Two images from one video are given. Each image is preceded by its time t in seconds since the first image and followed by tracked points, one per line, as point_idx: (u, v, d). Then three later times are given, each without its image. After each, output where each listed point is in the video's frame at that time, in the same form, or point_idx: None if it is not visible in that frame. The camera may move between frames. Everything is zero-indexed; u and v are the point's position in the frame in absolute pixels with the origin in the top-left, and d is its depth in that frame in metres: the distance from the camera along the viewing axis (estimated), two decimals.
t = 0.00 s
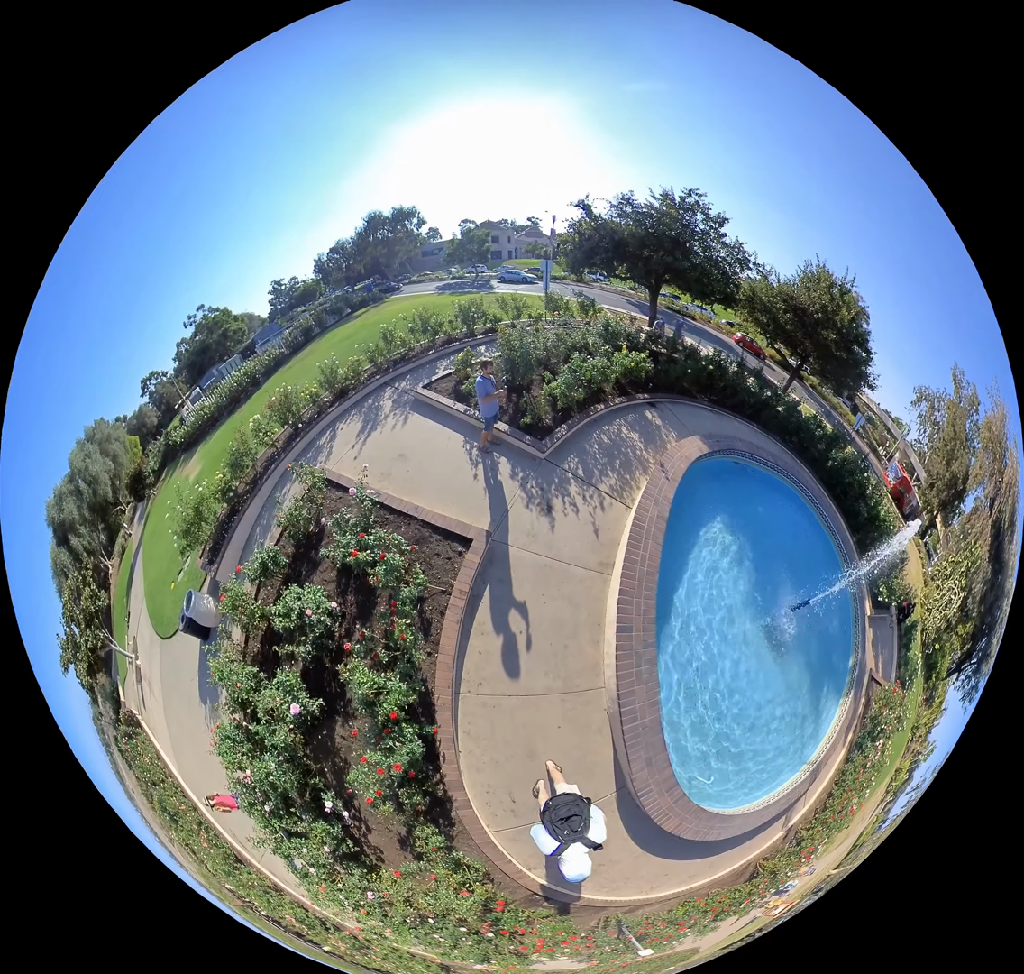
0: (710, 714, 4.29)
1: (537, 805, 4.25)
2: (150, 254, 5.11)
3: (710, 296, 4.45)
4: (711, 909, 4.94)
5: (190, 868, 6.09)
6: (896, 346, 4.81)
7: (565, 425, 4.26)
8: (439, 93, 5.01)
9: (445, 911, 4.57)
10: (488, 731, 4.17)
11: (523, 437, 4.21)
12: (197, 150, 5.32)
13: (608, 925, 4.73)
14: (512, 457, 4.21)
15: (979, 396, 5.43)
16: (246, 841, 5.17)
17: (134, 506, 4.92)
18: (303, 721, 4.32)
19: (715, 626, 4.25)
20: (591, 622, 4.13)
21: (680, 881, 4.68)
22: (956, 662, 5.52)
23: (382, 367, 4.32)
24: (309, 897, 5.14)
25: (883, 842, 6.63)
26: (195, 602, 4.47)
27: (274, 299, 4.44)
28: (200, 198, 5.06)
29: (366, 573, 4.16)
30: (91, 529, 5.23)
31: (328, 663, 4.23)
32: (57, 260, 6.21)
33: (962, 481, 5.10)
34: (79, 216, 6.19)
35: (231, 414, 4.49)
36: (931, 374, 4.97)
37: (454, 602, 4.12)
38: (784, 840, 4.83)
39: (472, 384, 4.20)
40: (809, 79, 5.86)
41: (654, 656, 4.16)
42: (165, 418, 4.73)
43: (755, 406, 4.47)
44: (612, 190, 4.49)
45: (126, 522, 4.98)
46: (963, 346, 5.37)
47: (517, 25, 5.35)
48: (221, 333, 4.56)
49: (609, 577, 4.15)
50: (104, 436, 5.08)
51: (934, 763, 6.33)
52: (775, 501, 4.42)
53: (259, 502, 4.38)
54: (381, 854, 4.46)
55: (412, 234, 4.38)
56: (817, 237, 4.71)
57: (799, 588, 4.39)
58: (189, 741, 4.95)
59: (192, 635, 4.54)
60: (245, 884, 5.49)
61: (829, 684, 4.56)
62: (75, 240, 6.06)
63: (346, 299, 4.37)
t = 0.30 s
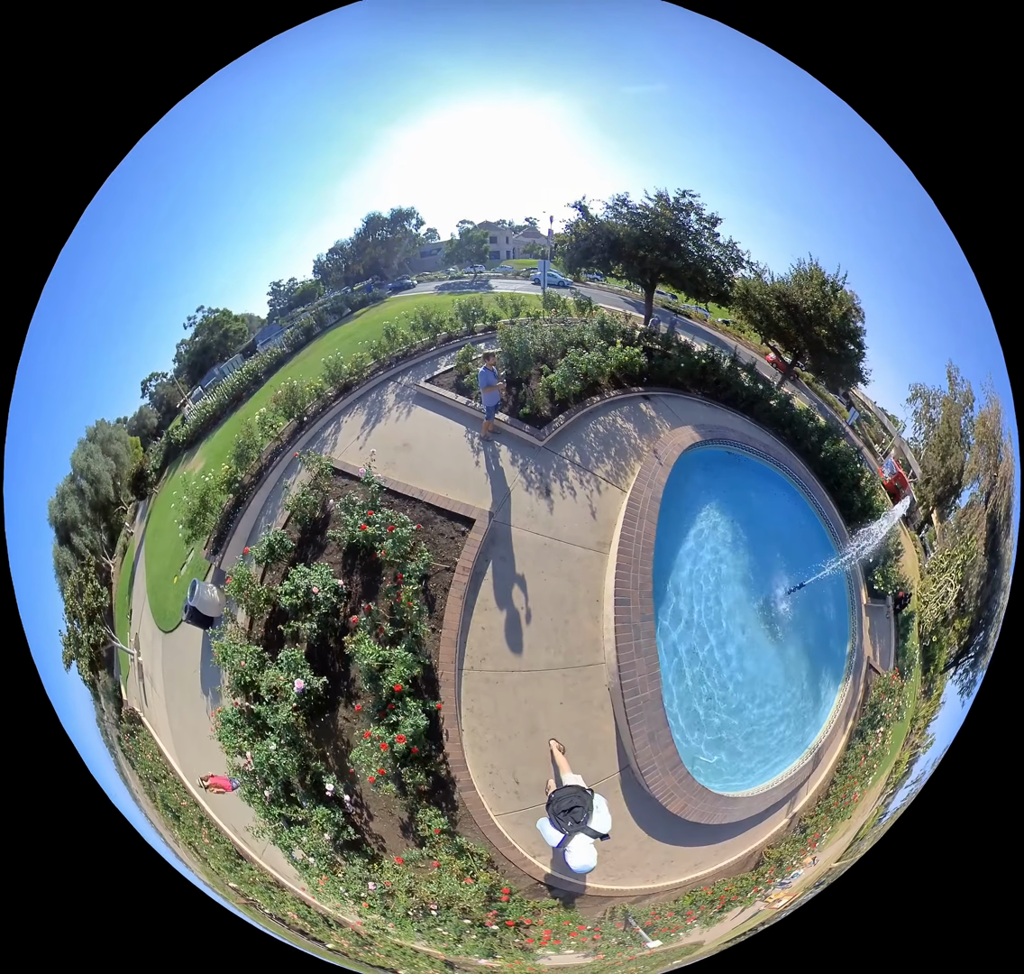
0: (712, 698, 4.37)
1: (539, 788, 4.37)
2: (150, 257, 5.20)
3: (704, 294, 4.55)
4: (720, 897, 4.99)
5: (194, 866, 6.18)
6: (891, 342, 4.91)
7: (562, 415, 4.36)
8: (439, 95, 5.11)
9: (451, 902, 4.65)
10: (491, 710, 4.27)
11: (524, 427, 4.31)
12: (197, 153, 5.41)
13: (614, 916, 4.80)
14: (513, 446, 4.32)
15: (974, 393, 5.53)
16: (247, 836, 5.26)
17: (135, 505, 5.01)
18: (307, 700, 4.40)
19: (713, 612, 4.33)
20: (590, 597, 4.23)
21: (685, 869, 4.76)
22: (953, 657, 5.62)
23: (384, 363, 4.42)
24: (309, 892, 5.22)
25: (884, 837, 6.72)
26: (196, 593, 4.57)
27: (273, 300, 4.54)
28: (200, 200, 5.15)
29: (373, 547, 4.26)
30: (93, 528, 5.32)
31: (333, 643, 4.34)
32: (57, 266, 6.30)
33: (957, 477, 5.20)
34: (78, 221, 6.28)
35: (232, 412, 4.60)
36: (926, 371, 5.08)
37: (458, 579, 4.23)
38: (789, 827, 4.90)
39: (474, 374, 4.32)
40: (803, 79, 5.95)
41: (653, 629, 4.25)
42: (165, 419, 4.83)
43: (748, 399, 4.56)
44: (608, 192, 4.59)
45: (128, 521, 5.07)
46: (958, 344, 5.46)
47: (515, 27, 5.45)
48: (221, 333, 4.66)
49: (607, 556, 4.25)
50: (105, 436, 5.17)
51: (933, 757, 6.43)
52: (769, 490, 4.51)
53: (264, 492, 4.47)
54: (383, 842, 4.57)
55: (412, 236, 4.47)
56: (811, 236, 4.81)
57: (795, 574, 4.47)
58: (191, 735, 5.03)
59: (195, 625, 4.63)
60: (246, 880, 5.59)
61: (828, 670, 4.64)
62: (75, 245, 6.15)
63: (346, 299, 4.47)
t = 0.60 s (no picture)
0: (719, 679, 4.45)
1: (557, 769, 4.41)
2: (150, 260, 5.28)
3: (702, 292, 4.64)
4: (736, 880, 5.07)
5: (201, 866, 6.25)
6: (888, 339, 5.01)
7: (567, 407, 4.46)
8: (441, 96, 5.20)
9: (470, 894, 4.69)
10: (508, 688, 4.32)
11: (529, 418, 4.41)
12: (197, 157, 5.49)
13: (631, 904, 4.85)
14: (523, 437, 4.42)
15: (969, 389, 5.63)
16: (254, 835, 5.35)
17: (138, 505, 5.10)
18: (325, 681, 4.45)
19: (718, 596, 4.41)
20: (600, 574, 4.33)
21: (698, 855, 4.82)
22: (951, 650, 5.72)
23: (390, 359, 4.52)
24: (320, 893, 5.31)
25: (885, 829, 6.83)
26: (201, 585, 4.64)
27: (272, 302, 4.64)
28: (202, 203, 5.23)
29: (393, 524, 4.35)
30: (96, 528, 5.41)
31: (350, 626, 4.41)
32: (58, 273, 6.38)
33: (953, 471, 5.30)
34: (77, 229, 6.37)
35: (236, 410, 4.69)
36: (923, 368, 5.18)
37: (472, 559, 4.32)
38: (797, 812, 5.00)
39: (486, 366, 4.39)
40: (796, 80, 6.05)
41: (661, 606, 4.33)
42: (166, 421, 4.93)
43: (745, 392, 4.65)
44: (606, 193, 4.68)
45: (131, 522, 5.16)
46: (953, 340, 5.56)
47: (515, 27, 5.55)
48: (223, 334, 4.75)
49: (614, 535, 4.35)
50: (108, 438, 5.26)
51: (933, 749, 6.53)
52: (766, 479, 4.60)
53: (272, 486, 4.56)
54: (397, 835, 4.63)
55: (411, 236, 4.56)
56: (807, 235, 4.91)
57: (795, 558, 4.56)
58: (196, 731, 5.11)
59: (200, 618, 4.68)
60: (254, 880, 5.67)
61: (828, 653, 4.73)
62: (74, 251, 6.24)
63: (347, 299, 4.56)
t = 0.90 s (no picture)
0: (727, 663, 4.50)
1: (573, 745, 4.45)
2: (150, 262, 5.36)
3: (699, 291, 4.71)
4: (751, 861, 5.16)
5: (206, 865, 6.31)
6: (884, 337, 5.11)
7: (571, 397, 4.54)
8: (442, 97, 5.29)
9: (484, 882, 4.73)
10: (523, 661, 4.39)
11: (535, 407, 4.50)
12: (197, 160, 5.58)
13: (647, 888, 4.94)
14: (531, 426, 4.51)
15: (964, 386, 5.72)
16: (259, 835, 5.41)
17: (140, 504, 5.17)
18: (339, 658, 4.52)
19: (721, 582, 4.48)
20: (607, 551, 4.42)
21: (712, 836, 4.91)
22: (948, 644, 5.81)
23: (397, 354, 4.59)
24: (329, 891, 5.41)
25: (885, 821, 6.93)
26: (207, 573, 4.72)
27: (270, 302, 4.72)
28: (203, 203, 5.30)
29: (411, 498, 4.45)
30: (97, 528, 5.48)
31: (366, 606, 4.48)
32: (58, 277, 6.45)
33: (948, 467, 5.39)
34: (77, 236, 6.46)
35: (239, 407, 4.76)
36: (918, 367, 5.27)
37: (486, 536, 4.42)
38: (802, 794, 5.08)
39: (501, 360, 4.51)
40: (789, 81, 6.13)
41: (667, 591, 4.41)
42: (167, 421, 5.01)
43: (741, 386, 4.72)
44: (605, 194, 4.76)
45: (132, 521, 5.23)
46: (947, 337, 5.65)
47: (513, 28, 5.64)
48: (224, 334, 4.83)
49: (620, 514, 4.45)
50: (109, 437, 5.33)
51: (933, 742, 6.63)
52: (762, 467, 4.67)
53: (280, 475, 4.63)
54: (410, 826, 4.68)
55: (410, 235, 4.64)
56: (802, 234, 5.00)
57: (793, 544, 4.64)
58: (199, 726, 5.18)
59: (206, 608, 4.76)
60: (259, 879, 5.74)
61: (828, 635, 4.80)
62: (75, 257, 6.32)
63: (347, 298, 4.64)
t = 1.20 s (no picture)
0: (728, 647, 4.60)
1: (576, 723, 4.52)
2: (150, 264, 5.45)
3: (694, 289, 4.80)
4: (759, 849, 5.23)
5: (210, 863, 6.39)
6: (879, 334, 5.21)
7: (567, 389, 4.63)
8: (441, 98, 5.38)
9: (488, 870, 4.78)
10: (525, 636, 4.48)
11: (534, 398, 4.61)
12: (197, 164, 5.68)
13: (655, 877, 4.97)
14: (531, 417, 4.61)
15: (959, 381, 5.82)
16: (262, 831, 5.50)
17: (142, 503, 5.26)
18: (343, 633, 4.61)
19: (719, 568, 4.57)
20: (604, 530, 4.51)
21: (717, 821, 4.99)
22: (946, 637, 5.89)
23: (399, 350, 4.68)
24: (330, 885, 5.46)
25: (886, 814, 7.01)
26: (211, 564, 4.81)
27: (269, 304, 4.81)
28: (203, 205, 5.39)
29: (416, 478, 4.55)
30: (100, 529, 5.57)
31: (372, 590, 4.58)
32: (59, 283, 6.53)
33: (943, 461, 5.49)
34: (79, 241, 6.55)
35: (240, 406, 4.85)
36: (914, 364, 5.37)
37: (488, 515, 4.52)
38: (807, 782, 5.16)
39: (506, 356, 4.60)
40: (782, 80, 6.22)
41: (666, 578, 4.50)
42: (167, 422, 5.11)
43: (734, 380, 4.81)
44: (601, 194, 4.86)
45: (134, 521, 5.32)
46: (941, 332, 5.74)
47: (510, 30, 5.73)
48: (225, 334, 4.91)
49: (616, 495, 4.54)
50: (111, 438, 5.41)
51: (932, 735, 6.72)
52: (756, 457, 4.76)
53: (284, 466, 4.72)
54: (412, 814, 4.75)
55: (407, 235, 4.73)
56: (796, 233, 5.10)
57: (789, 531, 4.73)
58: (201, 722, 5.26)
59: (209, 599, 4.85)
60: (263, 876, 5.82)
61: (827, 619, 4.89)
62: (77, 262, 6.42)
63: (347, 298, 4.72)
